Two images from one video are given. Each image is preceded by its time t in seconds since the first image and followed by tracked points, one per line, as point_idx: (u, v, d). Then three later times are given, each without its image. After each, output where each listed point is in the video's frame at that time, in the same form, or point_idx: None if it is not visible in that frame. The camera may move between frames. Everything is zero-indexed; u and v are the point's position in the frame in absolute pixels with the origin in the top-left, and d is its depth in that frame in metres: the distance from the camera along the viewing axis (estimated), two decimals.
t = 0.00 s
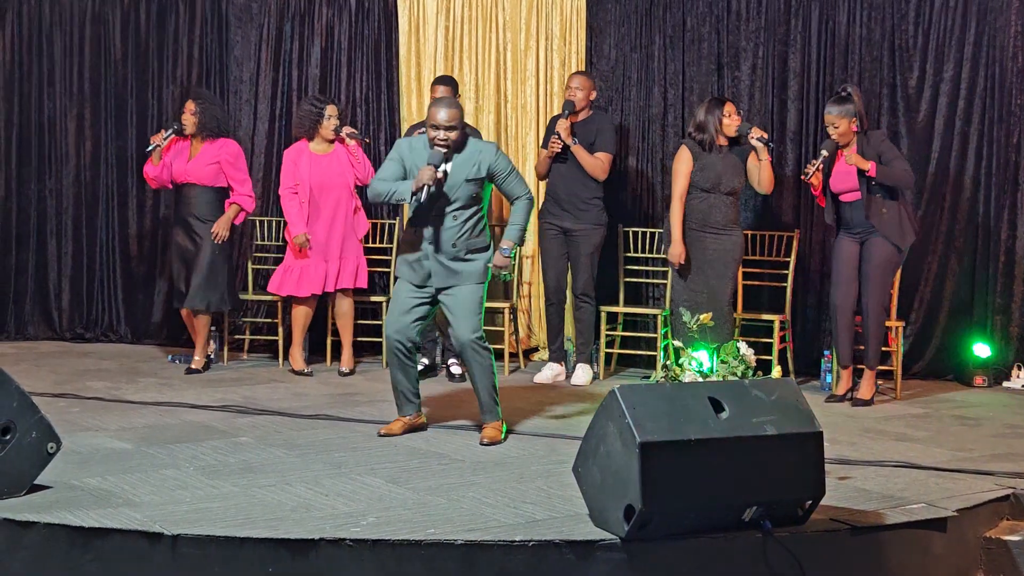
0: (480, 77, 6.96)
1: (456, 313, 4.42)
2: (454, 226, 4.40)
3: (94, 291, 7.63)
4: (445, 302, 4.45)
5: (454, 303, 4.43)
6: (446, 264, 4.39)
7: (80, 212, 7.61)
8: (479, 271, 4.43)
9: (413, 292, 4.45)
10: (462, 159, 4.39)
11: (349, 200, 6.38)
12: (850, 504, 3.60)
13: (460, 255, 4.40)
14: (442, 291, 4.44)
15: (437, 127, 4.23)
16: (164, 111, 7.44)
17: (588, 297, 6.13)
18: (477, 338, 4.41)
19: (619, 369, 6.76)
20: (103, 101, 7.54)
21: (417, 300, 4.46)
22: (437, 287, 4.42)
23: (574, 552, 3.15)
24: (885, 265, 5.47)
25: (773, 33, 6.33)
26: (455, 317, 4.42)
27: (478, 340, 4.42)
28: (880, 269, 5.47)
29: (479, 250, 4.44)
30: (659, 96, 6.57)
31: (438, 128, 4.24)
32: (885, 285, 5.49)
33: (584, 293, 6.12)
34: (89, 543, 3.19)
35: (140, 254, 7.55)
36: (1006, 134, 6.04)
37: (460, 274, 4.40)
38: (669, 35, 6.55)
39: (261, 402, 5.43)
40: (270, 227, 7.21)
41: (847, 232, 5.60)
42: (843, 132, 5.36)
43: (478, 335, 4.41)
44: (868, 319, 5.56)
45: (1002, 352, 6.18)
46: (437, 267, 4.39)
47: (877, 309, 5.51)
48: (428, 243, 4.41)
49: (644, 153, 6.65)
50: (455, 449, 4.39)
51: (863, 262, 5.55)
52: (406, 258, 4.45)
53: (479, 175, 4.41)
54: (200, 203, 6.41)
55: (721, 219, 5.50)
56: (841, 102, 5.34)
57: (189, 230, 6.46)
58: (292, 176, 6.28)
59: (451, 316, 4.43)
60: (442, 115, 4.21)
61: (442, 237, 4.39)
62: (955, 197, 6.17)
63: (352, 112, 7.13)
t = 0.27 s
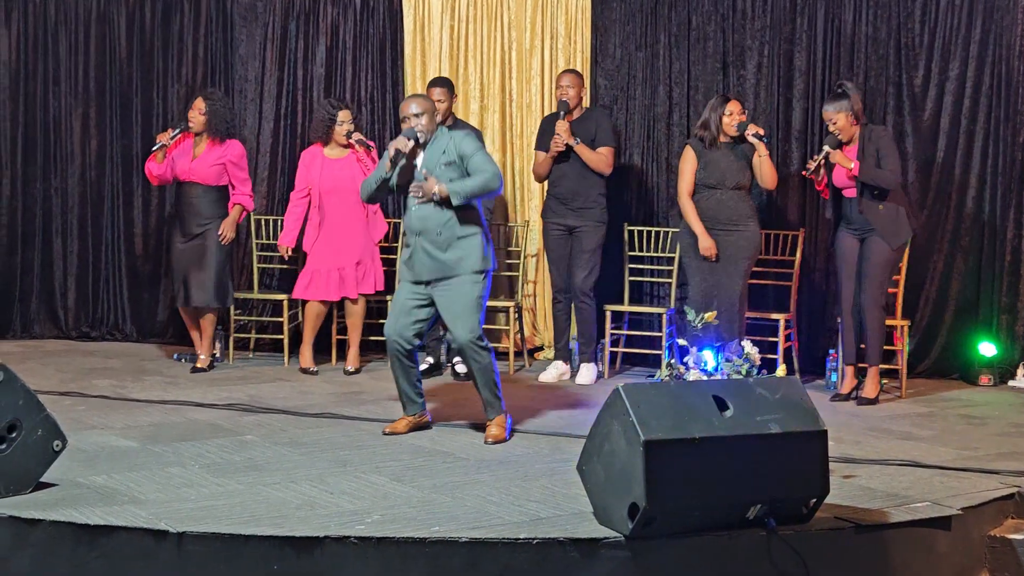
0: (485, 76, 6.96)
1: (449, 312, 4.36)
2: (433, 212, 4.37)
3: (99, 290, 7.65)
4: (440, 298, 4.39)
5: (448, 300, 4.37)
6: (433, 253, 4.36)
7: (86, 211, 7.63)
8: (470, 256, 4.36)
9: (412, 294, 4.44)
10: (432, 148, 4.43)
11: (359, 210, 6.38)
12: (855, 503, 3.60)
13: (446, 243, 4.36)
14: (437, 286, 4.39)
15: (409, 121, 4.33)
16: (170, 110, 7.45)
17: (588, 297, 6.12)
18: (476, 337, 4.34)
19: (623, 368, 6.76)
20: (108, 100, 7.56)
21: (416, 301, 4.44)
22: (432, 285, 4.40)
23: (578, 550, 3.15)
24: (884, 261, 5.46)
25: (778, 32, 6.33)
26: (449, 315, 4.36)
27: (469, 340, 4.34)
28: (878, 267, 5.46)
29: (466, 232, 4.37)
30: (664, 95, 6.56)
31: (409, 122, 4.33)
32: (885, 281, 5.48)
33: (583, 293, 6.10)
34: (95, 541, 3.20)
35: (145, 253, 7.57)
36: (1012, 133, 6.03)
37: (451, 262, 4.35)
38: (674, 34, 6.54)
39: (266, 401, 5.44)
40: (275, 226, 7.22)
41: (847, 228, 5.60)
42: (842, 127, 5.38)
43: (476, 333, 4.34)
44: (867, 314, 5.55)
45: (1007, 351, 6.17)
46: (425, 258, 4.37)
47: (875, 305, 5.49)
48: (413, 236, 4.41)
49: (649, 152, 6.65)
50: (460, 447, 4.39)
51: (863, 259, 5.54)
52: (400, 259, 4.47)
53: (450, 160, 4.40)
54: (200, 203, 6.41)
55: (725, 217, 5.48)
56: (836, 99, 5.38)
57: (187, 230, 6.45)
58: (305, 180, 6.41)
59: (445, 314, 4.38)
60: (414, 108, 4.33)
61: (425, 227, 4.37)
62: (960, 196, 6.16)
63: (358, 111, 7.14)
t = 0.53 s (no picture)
0: (490, 75, 6.96)
1: (467, 304, 4.38)
2: (443, 194, 4.38)
3: (105, 288, 7.66)
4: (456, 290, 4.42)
5: (464, 291, 4.39)
6: (440, 234, 4.36)
7: (92, 210, 7.64)
8: (478, 237, 4.32)
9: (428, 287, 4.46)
10: (438, 131, 4.43)
11: (355, 207, 6.35)
12: (859, 501, 3.59)
13: (453, 225, 4.34)
14: (451, 278, 4.42)
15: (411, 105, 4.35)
16: (175, 109, 7.46)
17: (595, 294, 6.12)
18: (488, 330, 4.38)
19: (628, 366, 6.76)
20: (114, 99, 7.57)
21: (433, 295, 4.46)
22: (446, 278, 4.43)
23: (582, 549, 3.15)
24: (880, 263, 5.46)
25: (784, 30, 6.32)
26: (465, 307, 4.39)
27: (488, 332, 4.38)
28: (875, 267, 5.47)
29: (474, 213, 4.36)
30: (669, 93, 6.56)
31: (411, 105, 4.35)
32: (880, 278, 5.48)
33: (591, 291, 6.10)
34: (100, 539, 3.21)
35: (151, 252, 7.58)
36: (1018, 132, 6.02)
37: (458, 244, 4.32)
38: (679, 32, 6.54)
39: (271, 399, 5.45)
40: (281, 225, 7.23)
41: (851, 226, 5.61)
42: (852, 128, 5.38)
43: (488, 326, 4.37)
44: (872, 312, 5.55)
45: (1013, 349, 6.15)
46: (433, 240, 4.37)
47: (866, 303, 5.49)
48: (424, 220, 4.42)
49: (654, 151, 6.64)
50: (465, 445, 4.39)
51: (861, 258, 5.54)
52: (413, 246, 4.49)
53: (456, 141, 4.40)
54: (201, 202, 6.40)
55: (734, 217, 5.46)
56: (849, 100, 5.38)
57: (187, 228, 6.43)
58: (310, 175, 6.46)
59: (463, 307, 4.40)
60: (419, 91, 4.34)
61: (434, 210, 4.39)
62: (966, 194, 6.15)
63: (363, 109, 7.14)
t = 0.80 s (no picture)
0: (493, 74, 6.96)
1: (472, 311, 4.37)
2: (461, 195, 4.39)
3: (108, 287, 7.67)
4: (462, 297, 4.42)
5: (470, 298, 4.39)
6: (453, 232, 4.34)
7: (95, 209, 7.65)
8: (492, 248, 4.36)
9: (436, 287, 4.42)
10: (467, 137, 4.45)
11: (341, 209, 6.35)
12: (862, 499, 3.59)
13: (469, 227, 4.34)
14: (457, 283, 4.42)
15: (440, 105, 4.33)
16: (178, 107, 7.47)
17: (600, 294, 6.15)
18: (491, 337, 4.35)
19: (631, 364, 6.76)
20: (117, 97, 7.58)
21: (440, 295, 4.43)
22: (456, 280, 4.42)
23: (585, 547, 3.15)
24: (886, 258, 5.45)
25: (787, 28, 6.31)
26: (470, 313, 4.38)
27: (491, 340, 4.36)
28: (882, 263, 5.46)
29: (492, 223, 4.38)
30: (672, 92, 6.55)
31: (440, 105, 4.33)
32: (887, 275, 5.47)
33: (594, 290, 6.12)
34: (103, 536, 3.21)
35: (154, 250, 7.59)
36: (1021, 130, 6.01)
37: (473, 248, 4.32)
38: (682, 30, 6.53)
39: (274, 397, 5.45)
40: (284, 223, 7.24)
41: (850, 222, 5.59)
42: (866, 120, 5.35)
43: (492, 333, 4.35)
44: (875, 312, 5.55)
45: (1017, 348, 6.14)
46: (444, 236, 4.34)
47: (881, 301, 5.49)
48: (438, 217, 4.39)
49: (657, 149, 6.64)
50: (467, 444, 4.39)
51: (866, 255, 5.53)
52: (417, 240, 4.42)
53: (485, 150, 4.43)
54: (197, 203, 6.38)
55: (733, 216, 5.46)
56: (868, 88, 5.36)
57: (185, 226, 6.42)
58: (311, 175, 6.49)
59: (468, 314, 4.39)
60: (449, 91, 4.31)
61: (450, 208, 4.38)
62: (970, 192, 6.14)
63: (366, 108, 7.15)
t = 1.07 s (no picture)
0: (493, 72, 6.96)
1: (468, 308, 4.38)
2: (456, 186, 4.37)
3: (109, 285, 7.68)
4: (458, 291, 4.40)
5: (467, 294, 4.38)
6: (448, 225, 4.34)
7: (96, 207, 7.65)
8: (487, 240, 4.34)
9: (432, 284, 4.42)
10: (462, 127, 4.43)
11: (333, 204, 6.35)
12: (862, 498, 3.59)
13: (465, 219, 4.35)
14: (453, 276, 4.39)
15: (438, 91, 4.35)
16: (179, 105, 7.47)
17: (601, 292, 6.15)
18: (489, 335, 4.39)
19: (631, 363, 6.76)
20: (118, 96, 7.58)
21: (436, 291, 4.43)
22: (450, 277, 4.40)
23: (585, 545, 3.15)
24: (891, 255, 5.43)
25: (787, 26, 6.31)
26: (466, 310, 4.38)
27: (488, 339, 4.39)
28: (885, 261, 5.44)
29: (486, 215, 4.37)
30: (672, 90, 6.55)
31: (438, 92, 4.35)
32: (893, 273, 5.46)
33: (594, 288, 6.11)
34: (103, 535, 3.21)
35: (155, 248, 7.60)
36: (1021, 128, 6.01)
37: (467, 241, 4.32)
38: (682, 28, 6.53)
39: (274, 396, 5.45)
40: (284, 221, 7.24)
41: (850, 220, 5.55)
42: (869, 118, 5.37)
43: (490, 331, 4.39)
44: (875, 310, 5.53)
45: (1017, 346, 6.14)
46: (439, 229, 4.34)
47: (886, 299, 5.47)
48: (433, 208, 4.40)
49: (657, 147, 6.64)
50: (467, 442, 4.39)
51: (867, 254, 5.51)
52: (413, 231, 4.44)
53: (480, 141, 4.41)
54: (195, 195, 6.39)
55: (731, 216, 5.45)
56: (875, 87, 5.37)
57: (182, 222, 6.41)
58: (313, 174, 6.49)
59: (464, 311, 4.39)
60: (445, 81, 4.35)
61: (445, 200, 4.37)
62: (970, 190, 6.13)
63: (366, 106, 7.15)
